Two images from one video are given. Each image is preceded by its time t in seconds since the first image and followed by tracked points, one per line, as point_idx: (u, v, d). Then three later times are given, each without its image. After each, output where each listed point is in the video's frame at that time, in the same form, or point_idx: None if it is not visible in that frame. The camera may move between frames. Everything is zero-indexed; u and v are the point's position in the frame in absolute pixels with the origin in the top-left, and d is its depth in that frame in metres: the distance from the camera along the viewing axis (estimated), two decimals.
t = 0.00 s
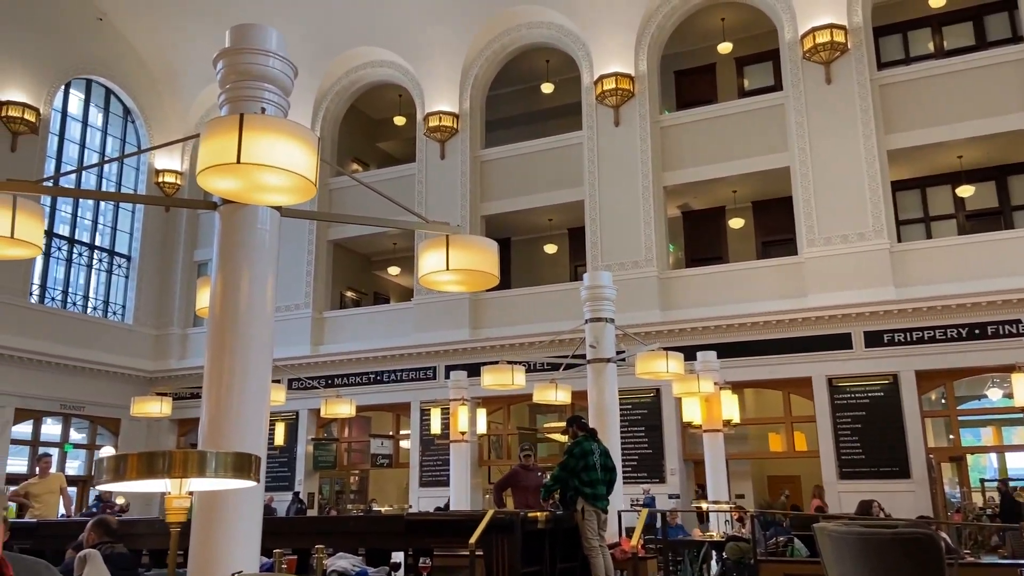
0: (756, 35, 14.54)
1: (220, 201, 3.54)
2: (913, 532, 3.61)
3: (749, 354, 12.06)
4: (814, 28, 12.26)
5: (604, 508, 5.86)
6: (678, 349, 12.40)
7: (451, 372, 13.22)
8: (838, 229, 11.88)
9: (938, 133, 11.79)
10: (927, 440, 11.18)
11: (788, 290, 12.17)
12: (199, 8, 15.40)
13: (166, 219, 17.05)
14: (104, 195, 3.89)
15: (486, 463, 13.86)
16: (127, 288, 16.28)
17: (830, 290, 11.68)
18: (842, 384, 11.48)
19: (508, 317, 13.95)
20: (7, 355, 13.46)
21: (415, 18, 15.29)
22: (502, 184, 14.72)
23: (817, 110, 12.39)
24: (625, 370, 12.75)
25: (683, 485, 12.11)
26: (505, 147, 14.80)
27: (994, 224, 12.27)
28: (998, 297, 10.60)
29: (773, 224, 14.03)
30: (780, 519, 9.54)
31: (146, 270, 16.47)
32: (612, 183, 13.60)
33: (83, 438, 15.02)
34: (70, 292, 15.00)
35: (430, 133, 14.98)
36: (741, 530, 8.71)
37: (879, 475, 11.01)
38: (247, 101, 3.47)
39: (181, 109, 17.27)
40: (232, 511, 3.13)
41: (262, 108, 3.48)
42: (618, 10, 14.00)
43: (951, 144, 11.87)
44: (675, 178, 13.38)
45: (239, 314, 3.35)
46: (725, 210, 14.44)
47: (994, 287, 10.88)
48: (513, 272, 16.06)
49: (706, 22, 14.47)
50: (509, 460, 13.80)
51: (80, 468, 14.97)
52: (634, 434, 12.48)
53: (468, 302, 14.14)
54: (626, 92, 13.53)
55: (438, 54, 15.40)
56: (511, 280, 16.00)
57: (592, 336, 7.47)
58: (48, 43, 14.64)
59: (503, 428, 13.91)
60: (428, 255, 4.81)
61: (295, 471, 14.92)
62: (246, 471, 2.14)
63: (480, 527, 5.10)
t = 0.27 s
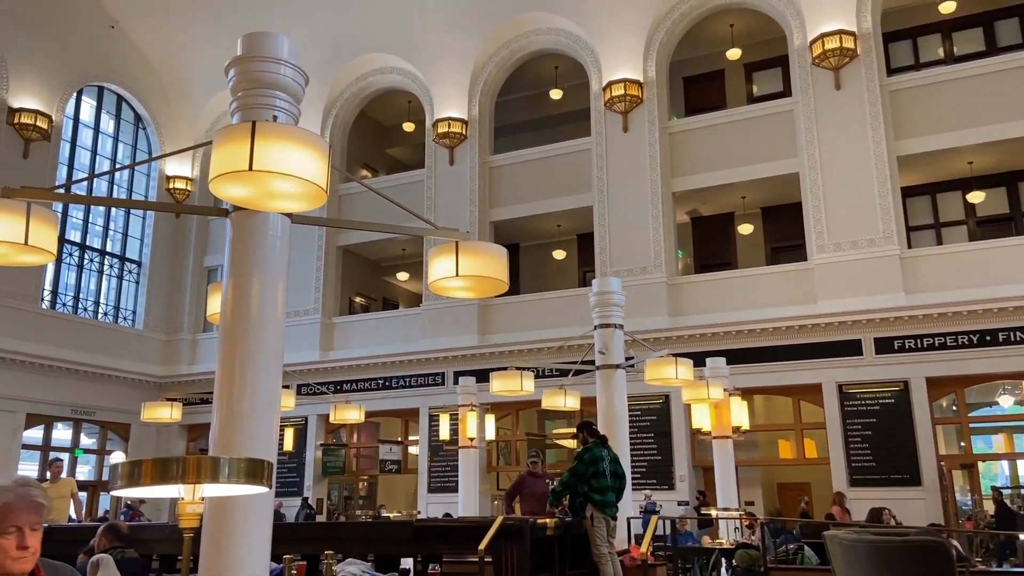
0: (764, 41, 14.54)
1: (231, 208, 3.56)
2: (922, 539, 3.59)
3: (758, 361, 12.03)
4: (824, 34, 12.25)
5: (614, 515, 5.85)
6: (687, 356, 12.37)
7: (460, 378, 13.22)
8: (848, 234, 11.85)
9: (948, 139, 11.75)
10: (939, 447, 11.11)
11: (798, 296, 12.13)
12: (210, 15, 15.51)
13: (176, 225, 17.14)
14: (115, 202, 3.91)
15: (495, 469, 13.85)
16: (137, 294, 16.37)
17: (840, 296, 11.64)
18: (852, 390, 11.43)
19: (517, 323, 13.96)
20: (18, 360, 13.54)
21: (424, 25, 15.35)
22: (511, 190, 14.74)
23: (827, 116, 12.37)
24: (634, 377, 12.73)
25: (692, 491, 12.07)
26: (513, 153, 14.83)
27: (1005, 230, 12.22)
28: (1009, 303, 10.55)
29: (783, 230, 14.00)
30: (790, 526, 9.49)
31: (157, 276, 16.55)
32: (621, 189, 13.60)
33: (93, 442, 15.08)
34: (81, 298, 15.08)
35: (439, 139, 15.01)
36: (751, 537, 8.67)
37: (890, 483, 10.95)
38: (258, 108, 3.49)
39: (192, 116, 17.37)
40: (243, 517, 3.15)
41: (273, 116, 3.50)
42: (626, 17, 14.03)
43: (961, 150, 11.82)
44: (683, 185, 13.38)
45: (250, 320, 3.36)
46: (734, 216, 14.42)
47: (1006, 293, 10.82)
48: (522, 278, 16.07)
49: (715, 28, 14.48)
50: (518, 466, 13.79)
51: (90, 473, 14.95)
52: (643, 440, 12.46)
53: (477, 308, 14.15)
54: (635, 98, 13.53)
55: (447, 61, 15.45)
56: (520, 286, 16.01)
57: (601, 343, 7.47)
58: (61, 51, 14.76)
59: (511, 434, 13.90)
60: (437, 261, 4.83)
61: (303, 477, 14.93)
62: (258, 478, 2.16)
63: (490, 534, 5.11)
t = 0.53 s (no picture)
0: (768, 49, 14.56)
1: (237, 215, 3.58)
2: (928, 548, 3.58)
3: (762, 368, 12.01)
4: (828, 41, 12.25)
5: (618, 523, 5.84)
6: (691, 363, 12.34)
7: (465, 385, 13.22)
8: (853, 242, 11.83)
9: (954, 146, 11.73)
10: (944, 455, 11.06)
11: (802, 303, 12.12)
12: (216, 22, 15.58)
13: (182, 231, 17.19)
14: (121, 207, 3.92)
15: (499, 476, 13.84)
16: (143, 300, 16.41)
17: (845, 303, 11.62)
18: (857, 398, 11.40)
19: (521, 329, 13.96)
20: (24, 366, 13.57)
21: (429, 32, 15.40)
22: (516, 196, 14.76)
23: (832, 123, 12.37)
24: (638, 384, 12.71)
25: (697, 499, 12.04)
26: (518, 160, 14.85)
27: (1011, 238, 12.21)
28: (1015, 311, 10.51)
29: (787, 237, 14.00)
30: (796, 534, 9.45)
31: (162, 282, 16.59)
32: (625, 196, 13.61)
33: (98, 448, 15.10)
34: (87, 303, 15.12)
35: (444, 145, 15.05)
36: (756, 545, 8.64)
37: (895, 491, 10.91)
38: (265, 116, 3.50)
39: (197, 122, 17.44)
40: (248, 523, 3.15)
41: (279, 123, 3.52)
42: (631, 24, 14.06)
43: (966, 157, 11.81)
44: (688, 192, 13.38)
45: (256, 326, 3.37)
46: (738, 223, 14.42)
47: (1012, 301, 10.79)
48: (526, 285, 16.08)
49: (719, 35, 14.51)
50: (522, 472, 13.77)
51: (94, 479, 14.92)
52: (648, 447, 12.44)
53: (481, 314, 14.16)
54: (639, 105, 13.55)
55: (452, 68, 15.50)
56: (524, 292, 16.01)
57: (606, 349, 7.46)
58: (68, 58, 14.83)
59: (515, 440, 13.88)
60: (442, 268, 4.83)
61: (308, 483, 14.92)
62: (264, 484, 2.15)
63: (495, 541, 5.11)
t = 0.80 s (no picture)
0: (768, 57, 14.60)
1: (237, 222, 3.58)
2: (927, 556, 3.57)
3: (762, 376, 12.00)
4: (828, 50, 12.29)
5: (617, 532, 5.85)
6: (690, 371, 12.34)
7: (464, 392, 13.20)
8: (852, 250, 11.84)
9: (953, 155, 11.76)
10: (944, 464, 11.01)
11: (802, 312, 12.12)
12: (217, 29, 15.61)
13: (182, 237, 17.20)
14: (121, 215, 3.92)
15: (498, 483, 13.82)
16: (142, 306, 16.40)
17: (844, 312, 11.63)
18: (856, 407, 11.39)
19: (520, 336, 13.96)
20: (23, 372, 13.55)
21: (430, 40, 15.44)
22: (516, 204, 14.78)
23: (831, 131, 12.39)
24: (638, 392, 12.70)
25: (696, 507, 12.01)
26: (518, 168, 14.86)
27: (1010, 247, 12.22)
28: (1014, 320, 10.51)
29: (787, 245, 14.01)
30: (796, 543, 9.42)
31: (161, 288, 16.58)
32: (625, 203, 13.62)
33: (96, 454, 15.08)
34: (86, 310, 15.11)
35: (444, 153, 15.06)
36: (755, 554, 8.61)
37: (895, 500, 10.90)
38: (265, 123, 3.51)
39: (198, 129, 17.47)
40: (247, 530, 3.14)
41: (280, 130, 3.52)
42: (631, 32, 14.09)
43: (966, 166, 11.83)
44: (688, 200, 13.40)
45: (255, 333, 3.37)
46: (738, 231, 14.43)
47: (1012, 310, 10.79)
48: (526, 292, 16.07)
49: (719, 44, 14.55)
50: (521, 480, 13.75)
51: (92, 486, 14.96)
52: (647, 455, 12.42)
53: (481, 322, 14.16)
54: (639, 113, 13.58)
55: (452, 75, 15.53)
56: (523, 300, 16.01)
57: (605, 357, 7.46)
58: (69, 64, 14.86)
59: (514, 448, 13.85)
60: (442, 276, 4.84)
61: (306, 490, 14.88)
62: (262, 492, 2.15)
63: (494, 550, 5.08)
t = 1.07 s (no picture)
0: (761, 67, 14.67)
1: (231, 228, 3.58)
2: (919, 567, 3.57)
3: (754, 385, 12.01)
4: (820, 61, 12.37)
5: (609, 540, 5.83)
6: (683, 379, 12.35)
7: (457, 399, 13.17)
8: (844, 260, 11.89)
9: (945, 165, 11.82)
10: (935, 474, 11.10)
11: (794, 321, 12.16)
12: (212, 35, 15.61)
13: (174, 243, 17.15)
14: (113, 220, 3.90)
15: (490, 491, 13.80)
16: (134, 312, 16.33)
17: (836, 321, 11.66)
18: (848, 416, 11.41)
19: (514, 344, 13.95)
20: (12, 378, 13.47)
21: (424, 48, 15.46)
22: (509, 212, 14.79)
23: (824, 141, 12.45)
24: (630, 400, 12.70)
25: (688, 516, 12.00)
26: (512, 175, 14.88)
27: (1001, 257, 12.28)
28: (1006, 330, 10.56)
29: (779, 254, 14.06)
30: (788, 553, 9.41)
31: (153, 294, 16.52)
32: (618, 212, 13.65)
33: (87, 461, 14.98)
34: (77, 315, 15.04)
35: (438, 160, 15.08)
36: (747, 563, 8.61)
37: (886, 509, 10.92)
38: (260, 129, 3.51)
39: (192, 135, 17.44)
40: (238, 537, 3.13)
41: (274, 137, 3.52)
42: (626, 41, 14.15)
43: (957, 177, 11.89)
44: (681, 208, 13.43)
45: (247, 339, 3.36)
46: (731, 240, 14.47)
47: (1003, 320, 10.83)
48: (519, 299, 16.07)
49: (713, 54, 14.62)
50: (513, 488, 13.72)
51: (82, 493, 14.83)
52: (639, 463, 12.41)
53: (474, 329, 14.14)
54: (633, 122, 13.63)
55: (447, 83, 15.56)
56: (516, 307, 16.01)
57: (598, 366, 7.45)
58: (63, 69, 14.82)
59: (507, 456, 13.84)
60: (436, 283, 4.83)
61: (297, 498, 14.82)
62: (254, 500, 2.14)
63: (485, 559, 5.03)
